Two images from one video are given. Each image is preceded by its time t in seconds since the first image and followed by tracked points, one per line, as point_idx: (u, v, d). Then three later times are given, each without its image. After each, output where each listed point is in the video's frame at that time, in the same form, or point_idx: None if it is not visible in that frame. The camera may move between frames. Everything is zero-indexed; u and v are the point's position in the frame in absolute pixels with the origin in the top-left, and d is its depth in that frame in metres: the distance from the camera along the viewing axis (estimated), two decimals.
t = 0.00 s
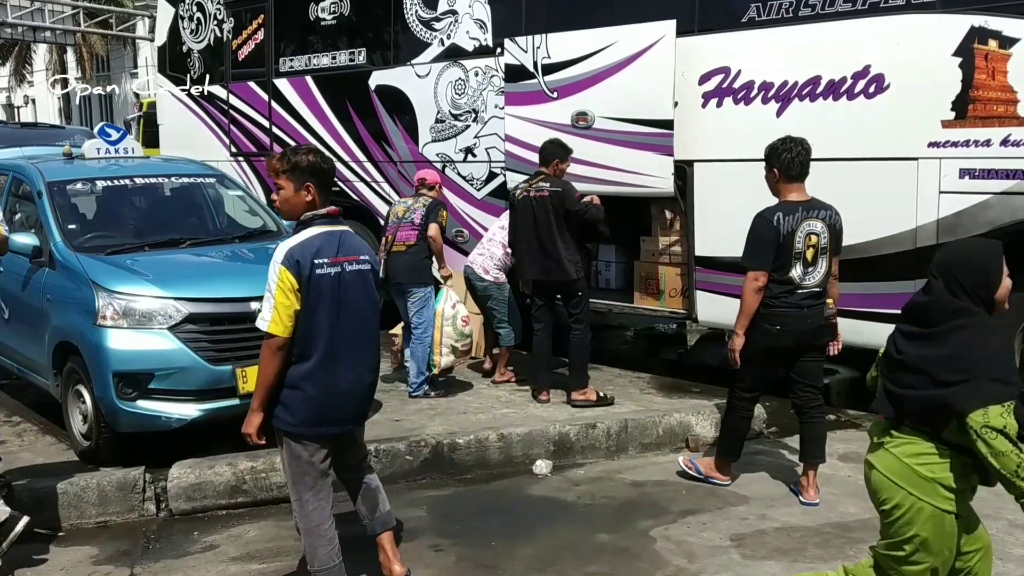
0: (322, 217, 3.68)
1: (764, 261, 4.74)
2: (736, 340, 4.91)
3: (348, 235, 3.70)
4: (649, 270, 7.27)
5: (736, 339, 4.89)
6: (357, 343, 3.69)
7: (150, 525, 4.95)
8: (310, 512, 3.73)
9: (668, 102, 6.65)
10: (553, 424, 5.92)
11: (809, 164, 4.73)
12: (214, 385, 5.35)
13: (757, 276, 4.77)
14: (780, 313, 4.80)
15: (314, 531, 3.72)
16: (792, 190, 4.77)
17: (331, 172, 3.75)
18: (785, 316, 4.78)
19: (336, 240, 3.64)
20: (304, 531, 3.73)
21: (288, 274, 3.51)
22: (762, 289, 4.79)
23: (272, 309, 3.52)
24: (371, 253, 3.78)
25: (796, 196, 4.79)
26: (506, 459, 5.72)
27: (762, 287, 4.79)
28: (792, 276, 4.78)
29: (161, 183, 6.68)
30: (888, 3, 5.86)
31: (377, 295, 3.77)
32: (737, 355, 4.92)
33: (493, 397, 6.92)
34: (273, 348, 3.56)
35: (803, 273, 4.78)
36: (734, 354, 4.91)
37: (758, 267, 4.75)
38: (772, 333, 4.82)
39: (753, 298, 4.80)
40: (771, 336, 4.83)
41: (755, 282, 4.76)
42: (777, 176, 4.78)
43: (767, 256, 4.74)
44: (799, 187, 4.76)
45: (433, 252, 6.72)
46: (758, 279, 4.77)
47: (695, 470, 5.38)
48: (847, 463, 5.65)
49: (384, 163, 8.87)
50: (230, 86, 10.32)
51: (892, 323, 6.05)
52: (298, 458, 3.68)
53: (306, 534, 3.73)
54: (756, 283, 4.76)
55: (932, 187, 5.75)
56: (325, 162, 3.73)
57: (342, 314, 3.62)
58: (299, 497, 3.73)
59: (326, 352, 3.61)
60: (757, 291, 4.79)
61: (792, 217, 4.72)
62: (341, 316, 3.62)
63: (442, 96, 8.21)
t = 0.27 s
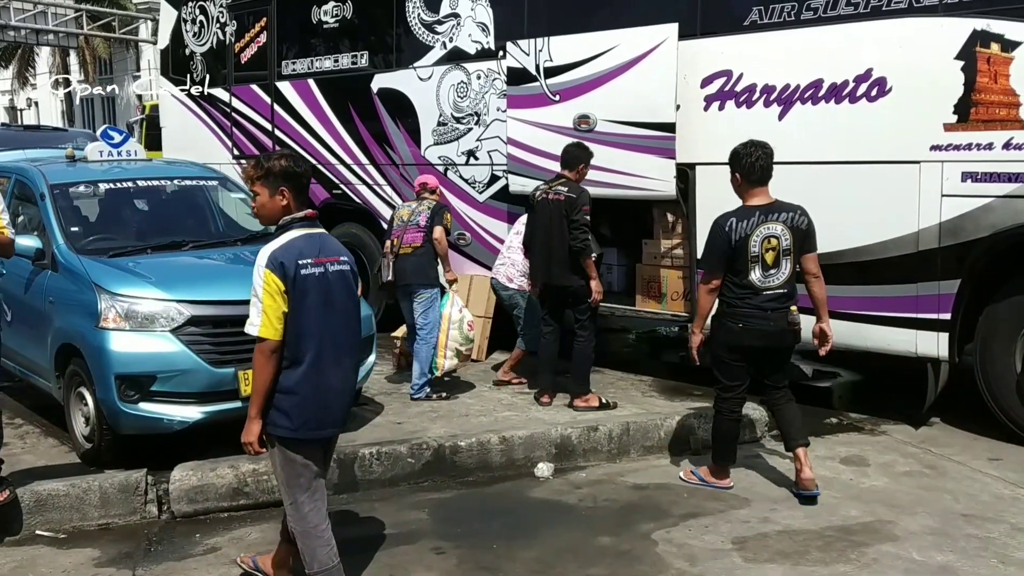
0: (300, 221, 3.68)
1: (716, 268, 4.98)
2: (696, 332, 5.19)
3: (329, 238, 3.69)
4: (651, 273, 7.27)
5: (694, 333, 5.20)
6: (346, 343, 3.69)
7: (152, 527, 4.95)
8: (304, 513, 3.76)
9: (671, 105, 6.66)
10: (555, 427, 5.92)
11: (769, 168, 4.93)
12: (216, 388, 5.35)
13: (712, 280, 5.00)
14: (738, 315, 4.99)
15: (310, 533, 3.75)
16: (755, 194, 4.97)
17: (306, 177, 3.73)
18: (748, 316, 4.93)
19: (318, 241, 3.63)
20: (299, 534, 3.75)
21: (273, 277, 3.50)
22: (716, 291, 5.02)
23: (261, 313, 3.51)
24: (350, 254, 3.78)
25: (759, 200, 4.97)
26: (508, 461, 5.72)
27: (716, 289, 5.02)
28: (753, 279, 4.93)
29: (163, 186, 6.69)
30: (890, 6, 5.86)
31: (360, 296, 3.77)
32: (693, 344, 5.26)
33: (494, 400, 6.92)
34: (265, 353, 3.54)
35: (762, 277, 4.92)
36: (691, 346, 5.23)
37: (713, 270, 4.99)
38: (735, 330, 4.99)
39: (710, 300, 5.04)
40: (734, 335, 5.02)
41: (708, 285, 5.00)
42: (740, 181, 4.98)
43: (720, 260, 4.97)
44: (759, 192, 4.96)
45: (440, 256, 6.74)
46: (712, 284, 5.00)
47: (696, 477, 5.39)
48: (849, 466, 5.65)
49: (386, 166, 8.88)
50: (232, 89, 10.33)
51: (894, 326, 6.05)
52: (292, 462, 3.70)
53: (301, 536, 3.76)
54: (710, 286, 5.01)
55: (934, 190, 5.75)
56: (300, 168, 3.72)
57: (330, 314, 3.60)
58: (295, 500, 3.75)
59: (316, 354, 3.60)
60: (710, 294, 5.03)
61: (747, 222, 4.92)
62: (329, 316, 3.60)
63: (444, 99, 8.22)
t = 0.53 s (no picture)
0: (270, 227, 3.72)
1: (698, 269, 5.10)
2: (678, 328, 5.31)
3: (297, 244, 3.71)
4: (654, 278, 7.27)
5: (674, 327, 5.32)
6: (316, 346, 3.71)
7: (154, 530, 4.95)
8: (289, 509, 3.77)
9: (674, 109, 6.66)
10: (558, 431, 5.92)
11: (751, 171, 5.05)
12: (219, 391, 5.36)
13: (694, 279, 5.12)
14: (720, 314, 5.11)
15: (296, 528, 3.76)
16: (739, 197, 5.08)
17: (277, 183, 3.75)
18: (733, 316, 5.04)
19: (286, 244, 3.66)
20: (286, 530, 3.76)
21: (242, 279, 3.54)
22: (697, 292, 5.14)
23: (232, 316, 3.56)
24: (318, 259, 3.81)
25: (743, 202, 5.08)
26: (510, 465, 5.72)
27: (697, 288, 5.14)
28: (736, 280, 5.05)
29: (166, 190, 6.70)
30: (894, 11, 5.86)
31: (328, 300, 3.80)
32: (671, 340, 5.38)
33: (497, 404, 6.92)
34: (240, 353, 3.58)
35: (744, 278, 5.04)
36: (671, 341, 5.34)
37: (694, 273, 5.10)
38: (721, 330, 5.09)
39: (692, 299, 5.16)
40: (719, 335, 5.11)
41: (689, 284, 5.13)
42: (723, 184, 5.12)
43: (701, 263, 5.09)
44: (742, 195, 5.07)
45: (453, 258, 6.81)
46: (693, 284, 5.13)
47: (698, 482, 5.39)
48: (852, 471, 5.64)
49: (390, 170, 8.89)
50: (236, 93, 10.35)
51: (898, 331, 6.04)
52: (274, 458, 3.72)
53: (289, 533, 3.76)
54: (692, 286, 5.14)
55: (937, 195, 5.75)
56: (272, 174, 3.75)
57: (299, 318, 3.62)
58: (280, 497, 3.76)
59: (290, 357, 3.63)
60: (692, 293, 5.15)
61: (727, 223, 5.05)
62: (298, 320, 3.62)
63: (448, 103, 8.23)
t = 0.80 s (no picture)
0: (244, 226, 3.81)
1: (705, 275, 5.09)
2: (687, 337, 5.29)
3: (268, 245, 3.83)
4: (659, 284, 7.25)
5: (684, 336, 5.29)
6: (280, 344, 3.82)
7: (159, 536, 4.95)
8: (235, 502, 3.85)
9: (678, 116, 6.67)
10: (562, 437, 5.91)
11: (757, 177, 5.04)
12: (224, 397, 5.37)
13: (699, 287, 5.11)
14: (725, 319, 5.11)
15: (241, 519, 3.83)
16: (742, 202, 5.09)
17: (253, 184, 3.83)
18: (736, 320, 5.06)
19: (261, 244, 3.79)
20: (231, 524, 3.82)
21: (216, 272, 3.62)
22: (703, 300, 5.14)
23: (199, 305, 3.63)
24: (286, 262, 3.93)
25: (747, 207, 5.09)
26: (514, 472, 5.71)
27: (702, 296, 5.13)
28: (740, 285, 5.05)
29: (171, 196, 6.71)
30: (898, 17, 5.87)
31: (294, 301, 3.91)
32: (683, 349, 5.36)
33: (500, 410, 6.92)
34: (199, 344, 3.65)
35: (749, 284, 5.04)
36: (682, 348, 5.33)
37: (701, 278, 5.09)
38: (724, 334, 5.10)
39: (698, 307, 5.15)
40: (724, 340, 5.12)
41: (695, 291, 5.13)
42: (729, 190, 5.11)
43: (707, 268, 5.07)
44: (748, 200, 5.07)
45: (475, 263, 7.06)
46: (700, 291, 5.12)
47: (702, 488, 5.38)
48: (857, 478, 5.62)
49: (394, 177, 8.90)
50: (241, 100, 10.38)
51: (903, 338, 6.03)
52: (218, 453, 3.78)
53: (236, 526, 3.82)
54: (697, 293, 5.13)
55: (942, 201, 5.75)
56: (248, 175, 3.83)
57: (268, 313, 3.74)
58: (224, 494, 3.81)
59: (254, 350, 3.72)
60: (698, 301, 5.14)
61: (734, 229, 5.03)
62: (264, 316, 3.73)
63: (452, 109, 8.25)
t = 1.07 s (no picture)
0: (219, 230, 3.84)
1: (715, 282, 5.07)
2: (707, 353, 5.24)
3: (243, 248, 3.90)
4: (664, 293, 7.24)
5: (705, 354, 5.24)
6: (258, 345, 3.85)
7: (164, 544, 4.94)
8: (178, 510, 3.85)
9: (683, 124, 6.68)
10: (567, 445, 5.91)
11: (765, 186, 5.05)
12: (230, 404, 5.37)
13: (712, 293, 5.08)
14: (736, 326, 5.09)
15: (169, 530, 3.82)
16: (749, 211, 5.08)
17: (221, 190, 3.86)
18: (744, 327, 5.06)
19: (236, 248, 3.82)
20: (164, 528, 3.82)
21: (197, 276, 3.65)
22: (716, 308, 5.11)
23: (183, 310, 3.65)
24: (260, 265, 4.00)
25: (753, 215, 5.08)
26: (519, 480, 5.70)
27: (716, 304, 5.10)
28: (747, 293, 5.05)
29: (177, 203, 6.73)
30: (903, 26, 5.88)
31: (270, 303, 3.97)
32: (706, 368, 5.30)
33: (505, 418, 6.91)
34: (185, 348, 3.66)
35: (756, 290, 5.04)
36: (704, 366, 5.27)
37: (712, 286, 5.06)
38: (732, 341, 5.10)
39: (712, 316, 5.12)
40: (731, 347, 5.11)
41: (708, 296, 5.09)
42: (736, 198, 5.12)
43: (716, 277, 5.05)
44: (755, 209, 5.08)
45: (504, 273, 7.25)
46: (713, 296, 5.07)
47: (707, 497, 5.37)
48: (863, 487, 5.60)
49: (399, 185, 8.92)
50: (247, 108, 10.41)
51: (909, 347, 6.01)
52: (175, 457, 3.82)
53: (159, 535, 3.82)
54: (710, 300, 5.09)
55: (948, 210, 5.74)
56: (216, 182, 3.86)
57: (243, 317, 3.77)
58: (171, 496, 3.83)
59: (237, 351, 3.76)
60: (711, 310, 5.11)
61: (741, 238, 5.04)
62: (247, 317, 3.79)
63: (457, 118, 8.27)
